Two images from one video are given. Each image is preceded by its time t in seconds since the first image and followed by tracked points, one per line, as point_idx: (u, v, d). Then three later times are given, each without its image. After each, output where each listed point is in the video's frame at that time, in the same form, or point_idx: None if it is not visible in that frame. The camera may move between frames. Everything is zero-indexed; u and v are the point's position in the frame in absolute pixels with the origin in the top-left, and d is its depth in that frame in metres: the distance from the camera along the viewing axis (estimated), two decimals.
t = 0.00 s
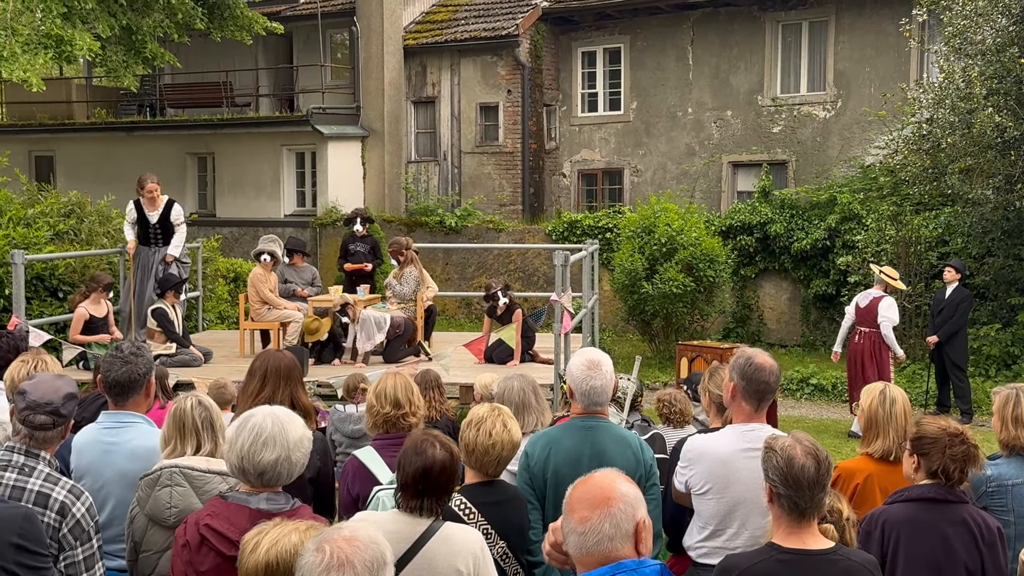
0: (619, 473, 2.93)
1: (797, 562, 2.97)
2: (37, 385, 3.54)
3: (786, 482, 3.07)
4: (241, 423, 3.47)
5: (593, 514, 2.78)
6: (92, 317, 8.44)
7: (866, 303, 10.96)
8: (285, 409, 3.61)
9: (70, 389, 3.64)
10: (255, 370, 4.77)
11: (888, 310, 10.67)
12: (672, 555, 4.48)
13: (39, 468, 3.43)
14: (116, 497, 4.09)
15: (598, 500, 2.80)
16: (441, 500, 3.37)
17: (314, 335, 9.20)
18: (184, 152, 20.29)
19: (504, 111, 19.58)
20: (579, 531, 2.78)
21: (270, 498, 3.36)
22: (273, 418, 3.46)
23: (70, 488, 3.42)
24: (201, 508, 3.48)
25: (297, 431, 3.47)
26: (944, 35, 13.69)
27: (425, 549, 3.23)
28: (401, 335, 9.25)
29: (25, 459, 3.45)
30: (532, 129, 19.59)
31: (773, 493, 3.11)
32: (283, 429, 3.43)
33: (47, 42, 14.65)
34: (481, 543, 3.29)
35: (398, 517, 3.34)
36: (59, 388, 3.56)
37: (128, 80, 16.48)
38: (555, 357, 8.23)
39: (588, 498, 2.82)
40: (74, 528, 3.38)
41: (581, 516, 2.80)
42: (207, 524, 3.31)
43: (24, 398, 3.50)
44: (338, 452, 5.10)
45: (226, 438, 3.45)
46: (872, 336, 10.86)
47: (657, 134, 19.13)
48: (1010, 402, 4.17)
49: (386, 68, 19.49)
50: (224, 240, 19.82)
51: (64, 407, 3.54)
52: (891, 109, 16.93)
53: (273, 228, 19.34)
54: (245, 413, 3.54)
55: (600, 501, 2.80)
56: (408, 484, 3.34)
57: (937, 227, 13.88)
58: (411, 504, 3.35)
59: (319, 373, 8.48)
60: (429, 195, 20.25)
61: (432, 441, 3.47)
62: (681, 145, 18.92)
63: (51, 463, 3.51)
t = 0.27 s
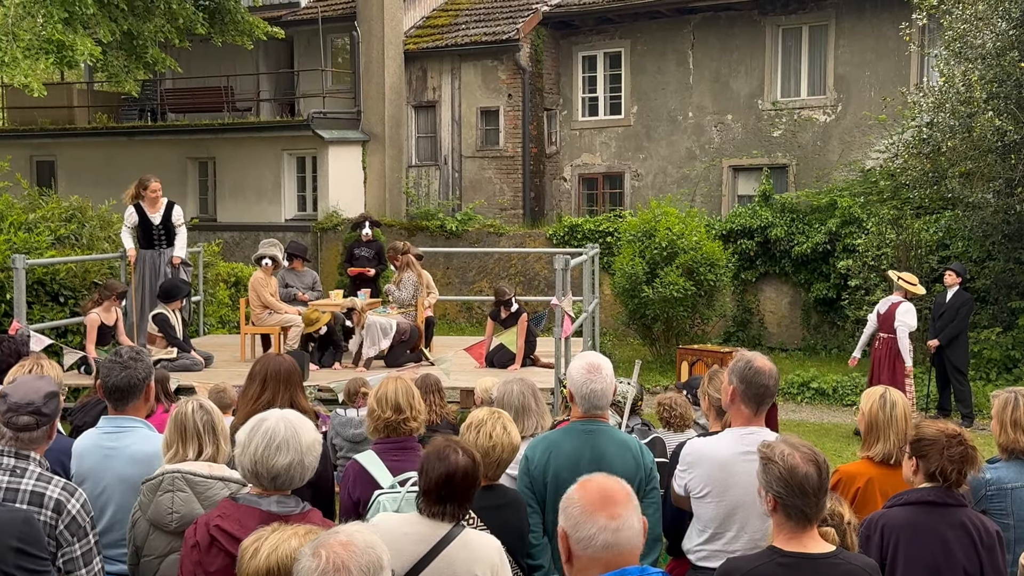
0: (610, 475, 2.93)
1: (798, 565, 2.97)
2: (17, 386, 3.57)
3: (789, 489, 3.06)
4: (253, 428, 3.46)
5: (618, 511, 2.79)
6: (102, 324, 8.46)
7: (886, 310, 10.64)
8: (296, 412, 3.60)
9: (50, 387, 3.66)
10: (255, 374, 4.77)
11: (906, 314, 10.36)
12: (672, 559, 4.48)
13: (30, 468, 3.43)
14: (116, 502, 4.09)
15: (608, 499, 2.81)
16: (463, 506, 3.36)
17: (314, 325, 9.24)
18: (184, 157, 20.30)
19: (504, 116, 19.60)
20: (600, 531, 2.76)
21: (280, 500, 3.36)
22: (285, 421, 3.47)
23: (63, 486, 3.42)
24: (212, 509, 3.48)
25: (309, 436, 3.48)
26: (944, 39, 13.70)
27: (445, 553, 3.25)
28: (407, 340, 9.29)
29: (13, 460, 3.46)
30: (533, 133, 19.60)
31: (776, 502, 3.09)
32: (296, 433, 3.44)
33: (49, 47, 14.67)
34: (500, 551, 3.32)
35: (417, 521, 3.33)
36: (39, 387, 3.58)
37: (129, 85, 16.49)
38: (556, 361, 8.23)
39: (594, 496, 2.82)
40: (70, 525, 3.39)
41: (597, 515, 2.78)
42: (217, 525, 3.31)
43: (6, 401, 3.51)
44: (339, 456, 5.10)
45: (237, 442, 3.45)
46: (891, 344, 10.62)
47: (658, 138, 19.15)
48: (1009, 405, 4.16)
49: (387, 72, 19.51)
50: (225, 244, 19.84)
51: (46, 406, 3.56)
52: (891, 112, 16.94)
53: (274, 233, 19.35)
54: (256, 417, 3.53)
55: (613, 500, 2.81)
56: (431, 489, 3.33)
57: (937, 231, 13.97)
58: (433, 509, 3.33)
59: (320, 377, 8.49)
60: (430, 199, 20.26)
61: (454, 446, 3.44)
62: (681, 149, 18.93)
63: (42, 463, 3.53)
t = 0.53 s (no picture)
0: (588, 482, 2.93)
1: (798, 568, 2.97)
2: None
3: (792, 493, 3.04)
4: (258, 431, 3.46)
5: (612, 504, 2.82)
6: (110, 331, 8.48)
7: (901, 309, 11.02)
8: (299, 415, 3.60)
9: (23, 385, 3.58)
10: (256, 377, 4.77)
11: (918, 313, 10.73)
12: (672, 561, 4.48)
13: (15, 470, 3.40)
14: (117, 504, 4.08)
15: (593, 500, 2.82)
16: (475, 508, 3.36)
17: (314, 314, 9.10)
18: (184, 159, 20.29)
19: (504, 118, 19.61)
20: (603, 527, 2.76)
21: (284, 503, 3.36)
22: (289, 425, 3.46)
23: (51, 483, 3.40)
24: (215, 511, 3.48)
25: (314, 439, 3.48)
26: (943, 41, 13.71)
27: (457, 553, 3.26)
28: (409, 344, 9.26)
29: None
30: (533, 135, 19.61)
31: (779, 510, 3.07)
32: (300, 436, 3.44)
33: (48, 50, 14.66)
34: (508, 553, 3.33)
35: (429, 521, 3.33)
36: (10, 387, 3.49)
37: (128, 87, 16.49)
38: (556, 363, 8.23)
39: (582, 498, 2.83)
40: (61, 522, 3.39)
41: (595, 513, 2.79)
42: (220, 527, 3.30)
43: None
44: (339, 458, 5.10)
45: (242, 447, 3.45)
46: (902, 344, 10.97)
47: (657, 140, 19.15)
48: (1009, 407, 4.14)
49: (387, 74, 19.52)
50: (224, 246, 19.84)
51: (18, 406, 3.47)
52: (891, 115, 16.94)
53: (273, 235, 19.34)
54: (260, 420, 3.53)
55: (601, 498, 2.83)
56: (442, 493, 3.32)
57: (937, 233, 13.96)
58: (446, 512, 3.33)
59: (320, 379, 8.48)
60: (429, 202, 20.26)
61: (464, 448, 3.42)
62: (681, 151, 18.93)
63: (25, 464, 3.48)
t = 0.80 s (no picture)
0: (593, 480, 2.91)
1: (797, 567, 2.96)
2: None
3: (794, 493, 3.03)
4: (253, 431, 3.43)
5: (620, 515, 2.79)
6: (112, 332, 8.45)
7: (916, 308, 10.92)
8: (293, 413, 3.58)
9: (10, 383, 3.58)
10: (255, 374, 4.77)
11: (931, 313, 10.61)
12: (671, 560, 4.47)
13: (6, 468, 3.37)
14: (116, 501, 4.08)
15: (603, 504, 2.79)
16: (455, 502, 3.36)
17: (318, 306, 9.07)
18: (182, 158, 20.27)
19: (503, 117, 19.60)
20: (606, 537, 2.74)
21: (281, 501, 3.36)
22: (285, 425, 3.44)
23: (42, 481, 3.38)
24: (212, 509, 3.47)
25: (309, 437, 3.46)
26: (941, 41, 13.72)
27: (443, 549, 3.25)
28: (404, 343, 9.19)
29: None
30: (531, 135, 19.60)
31: (778, 511, 3.06)
32: (297, 435, 3.42)
33: (46, 48, 14.65)
34: (495, 544, 3.34)
35: (420, 520, 3.33)
36: None
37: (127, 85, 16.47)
38: (554, 362, 8.22)
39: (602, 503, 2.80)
40: (53, 520, 3.37)
41: (600, 520, 2.76)
42: (218, 526, 3.30)
43: None
44: (337, 457, 5.06)
45: (237, 447, 3.41)
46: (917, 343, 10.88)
47: (656, 139, 19.14)
48: (1008, 406, 4.14)
49: (385, 73, 19.51)
50: (222, 245, 19.82)
51: (6, 404, 3.47)
52: (889, 114, 16.95)
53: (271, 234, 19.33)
54: (254, 419, 3.50)
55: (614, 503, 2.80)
56: (423, 492, 3.31)
57: (935, 233, 13.95)
58: (430, 511, 3.32)
59: (317, 378, 8.47)
60: (428, 201, 20.25)
61: (436, 443, 3.41)
62: (679, 150, 18.93)
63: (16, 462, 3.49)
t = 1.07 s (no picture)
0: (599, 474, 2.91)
1: (794, 564, 2.96)
2: None
3: (792, 490, 3.03)
4: (241, 428, 3.42)
5: (590, 516, 2.78)
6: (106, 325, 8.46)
7: (938, 308, 10.75)
8: (283, 409, 3.56)
9: None
10: (252, 370, 4.77)
11: (956, 315, 10.45)
12: (668, 557, 4.48)
13: None
14: (112, 497, 4.06)
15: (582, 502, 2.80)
16: (431, 497, 3.36)
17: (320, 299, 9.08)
18: (179, 154, 20.23)
19: (500, 113, 19.58)
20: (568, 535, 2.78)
21: (271, 497, 3.35)
22: (273, 421, 3.43)
23: (29, 476, 3.38)
24: (204, 507, 3.47)
25: (299, 433, 3.45)
26: (938, 37, 13.72)
27: (425, 543, 3.24)
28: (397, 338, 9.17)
29: None
30: (528, 131, 19.58)
31: (775, 508, 3.05)
32: (285, 432, 3.41)
33: (42, 43, 14.61)
34: (479, 535, 3.33)
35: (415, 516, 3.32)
36: None
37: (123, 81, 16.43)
38: (551, 359, 8.21)
39: (582, 502, 2.80)
40: (41, 515, 3.35)
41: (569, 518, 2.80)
42: (208, 523, 3.29)
43: None
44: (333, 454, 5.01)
45: (225, 444, 3.40)
46: (940, 343, 10.73)
47: (653, 136, 19.14)
48: (1006, 403, 4.14)
49: (382, 69, 19.48)
50: (218, 241, 19.79)
51: None
52: (886, 111, 16.95)
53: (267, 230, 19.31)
54: (243, 417, 3.49)
55: (590, 500, 2.80)
56: (398, 490, 3.31)
57: (931, 230, 13.97)
58: (407, 507, 3.32)
59: (313, 374, 8.46)
60: (424, 197, 20.23)
61: (410, 440, 3.42)
62: (676, 147, 18.93)
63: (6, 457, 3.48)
